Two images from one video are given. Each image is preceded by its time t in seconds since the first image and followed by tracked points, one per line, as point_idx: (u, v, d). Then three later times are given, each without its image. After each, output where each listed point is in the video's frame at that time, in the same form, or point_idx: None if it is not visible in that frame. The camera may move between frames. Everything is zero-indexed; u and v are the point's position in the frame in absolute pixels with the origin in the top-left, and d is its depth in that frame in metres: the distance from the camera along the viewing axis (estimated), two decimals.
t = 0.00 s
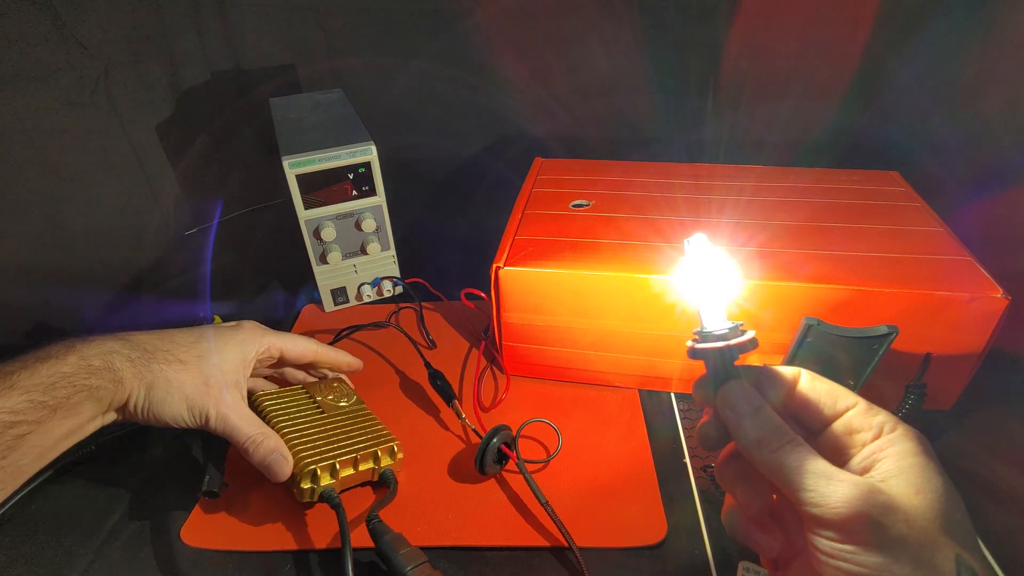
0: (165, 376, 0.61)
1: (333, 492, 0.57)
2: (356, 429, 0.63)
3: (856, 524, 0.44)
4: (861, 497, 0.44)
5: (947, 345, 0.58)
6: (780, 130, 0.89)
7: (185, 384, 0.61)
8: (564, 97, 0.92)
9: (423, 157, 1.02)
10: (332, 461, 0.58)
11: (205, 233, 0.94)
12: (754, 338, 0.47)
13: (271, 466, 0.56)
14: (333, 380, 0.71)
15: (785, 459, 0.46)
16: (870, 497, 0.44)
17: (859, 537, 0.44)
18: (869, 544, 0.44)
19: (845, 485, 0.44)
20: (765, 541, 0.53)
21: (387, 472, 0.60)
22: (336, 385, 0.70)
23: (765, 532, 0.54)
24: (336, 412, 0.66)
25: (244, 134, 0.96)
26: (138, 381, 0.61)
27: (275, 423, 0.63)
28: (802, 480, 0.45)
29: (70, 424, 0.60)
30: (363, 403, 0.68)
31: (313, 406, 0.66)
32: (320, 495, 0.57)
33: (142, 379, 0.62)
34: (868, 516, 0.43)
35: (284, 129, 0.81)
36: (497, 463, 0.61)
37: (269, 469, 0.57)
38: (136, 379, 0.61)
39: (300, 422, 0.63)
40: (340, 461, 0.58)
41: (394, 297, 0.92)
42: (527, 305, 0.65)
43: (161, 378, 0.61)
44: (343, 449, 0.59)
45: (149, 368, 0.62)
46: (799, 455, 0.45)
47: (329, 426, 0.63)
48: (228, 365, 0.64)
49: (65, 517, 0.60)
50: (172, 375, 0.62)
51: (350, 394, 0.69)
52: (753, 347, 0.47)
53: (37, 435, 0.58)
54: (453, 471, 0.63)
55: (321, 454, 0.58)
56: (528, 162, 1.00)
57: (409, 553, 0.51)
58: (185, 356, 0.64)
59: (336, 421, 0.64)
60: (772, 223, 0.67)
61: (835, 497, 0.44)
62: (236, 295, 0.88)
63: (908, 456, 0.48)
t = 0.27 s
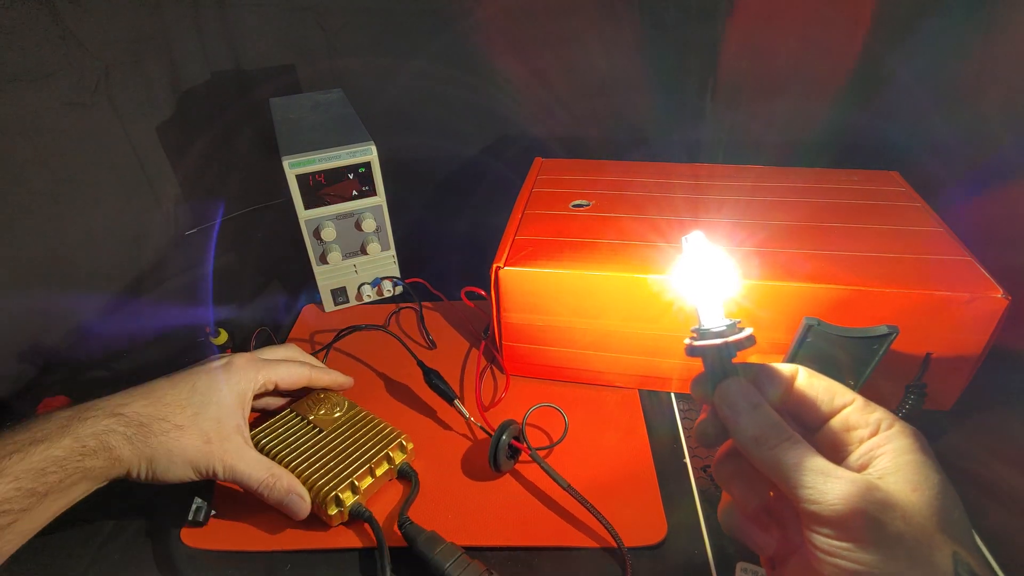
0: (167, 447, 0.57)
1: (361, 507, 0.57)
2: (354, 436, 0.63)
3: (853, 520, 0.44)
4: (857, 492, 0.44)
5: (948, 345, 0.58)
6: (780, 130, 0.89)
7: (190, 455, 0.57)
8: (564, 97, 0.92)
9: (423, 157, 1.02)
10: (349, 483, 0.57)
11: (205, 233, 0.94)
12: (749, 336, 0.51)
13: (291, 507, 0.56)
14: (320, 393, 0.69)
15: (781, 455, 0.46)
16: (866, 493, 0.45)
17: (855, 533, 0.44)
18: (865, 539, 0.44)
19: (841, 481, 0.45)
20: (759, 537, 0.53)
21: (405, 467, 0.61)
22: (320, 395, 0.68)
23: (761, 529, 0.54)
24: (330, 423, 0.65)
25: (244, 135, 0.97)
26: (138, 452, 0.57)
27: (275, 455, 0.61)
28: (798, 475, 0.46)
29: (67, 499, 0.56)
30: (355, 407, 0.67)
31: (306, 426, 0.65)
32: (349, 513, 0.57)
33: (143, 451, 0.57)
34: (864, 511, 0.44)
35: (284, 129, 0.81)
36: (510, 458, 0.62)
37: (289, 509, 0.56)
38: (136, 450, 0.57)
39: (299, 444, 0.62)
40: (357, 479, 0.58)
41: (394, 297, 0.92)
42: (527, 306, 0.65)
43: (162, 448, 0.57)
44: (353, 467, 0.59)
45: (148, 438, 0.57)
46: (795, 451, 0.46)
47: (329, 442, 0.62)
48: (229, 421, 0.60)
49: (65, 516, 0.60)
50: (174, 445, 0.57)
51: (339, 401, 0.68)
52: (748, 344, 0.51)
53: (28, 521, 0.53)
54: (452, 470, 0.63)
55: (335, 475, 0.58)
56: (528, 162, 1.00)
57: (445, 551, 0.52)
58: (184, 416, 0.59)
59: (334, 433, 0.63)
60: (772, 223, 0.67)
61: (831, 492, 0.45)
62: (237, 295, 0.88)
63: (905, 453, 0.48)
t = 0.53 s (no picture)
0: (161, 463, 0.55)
1: (360, 512, 0.57)
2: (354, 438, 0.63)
3: (849, 500, 0.45)
4: (855, 473, 0.45)
5: (947, 345, 0.58)
6: (780, 130, 0.89)
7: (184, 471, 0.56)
8: (563, 97, 0.92)
9: (422, 157, 1.02)
10: (345, 488, 0.57)
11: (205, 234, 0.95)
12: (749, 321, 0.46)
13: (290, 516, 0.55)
14: (319, 394, 0.69)
15: (778, 437, 0.47)
16: (862, 472, 0.46)
17: (851, 512, 0.46)
18: (861, 517, 0.46)
19: (839, 462, 0.46)
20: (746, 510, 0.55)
21: (403, 468, 0.61)
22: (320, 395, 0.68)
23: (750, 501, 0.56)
24: (328, 425, 0.65)
25: (246, 136, 0.98)
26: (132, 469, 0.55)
27: (273, 457, 0.61)
28: (795, 457, 0.47)
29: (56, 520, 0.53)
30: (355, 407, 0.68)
31: (303, 429, 0.65)
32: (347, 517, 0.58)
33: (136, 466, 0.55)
34: (861, 490, 0.45)
35: (284, 129, 0.81)
36: (511, 458, 0.62)
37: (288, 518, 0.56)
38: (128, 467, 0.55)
39: (297, 447, 0.62)
40: (352, 484, 0.58)
41: (394, 297, 0.92)
42: (527, 306, 0.65)
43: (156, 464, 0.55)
44: (348, 471, 0.59)
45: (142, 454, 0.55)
46: (793, 434, 0.47)
47: (327, 445, 0.62)
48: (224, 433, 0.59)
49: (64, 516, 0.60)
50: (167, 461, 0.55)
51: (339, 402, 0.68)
52: (749, 327, 0.46)
53: (16, 545, 0.51)
54: (453, 469, 0.63)
55: (331, 479, 0.58)
56: (529, 162, 1.00)
57: (443, 554, 0.52)
58: (179, 430, 0.57)
59: (332, 435, 0.64)
60: (773, 223, 0.67)
61: (828, 473, 0.46)
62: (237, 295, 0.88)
63: (895, 430, 0.49)
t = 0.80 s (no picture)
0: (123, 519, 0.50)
1: (355, 513, 0.58)
2: (352, 439, 0.63)
3: (811, 491, 0.45)
4: (814, 464, 0.45)
5: (948, 345, 0.58)
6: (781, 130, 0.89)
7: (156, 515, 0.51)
8: (564, 97, 0.92)
9: (423, 157, 1.02)
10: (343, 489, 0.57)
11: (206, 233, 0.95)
12: (703, 322, 0.45)
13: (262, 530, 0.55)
14: (320, 394, 0.68)
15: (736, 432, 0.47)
16: (822, 462, 0.45)
17: (812, 502, 0.45)
18: (824, 508, 0.45)
19: (799, 455, 0.45)
20: (723, 504, 0.54)
21: (400, 471, 0.61)
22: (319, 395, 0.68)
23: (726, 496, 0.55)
24: (327, 426, 0.65)
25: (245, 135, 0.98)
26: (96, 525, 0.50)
27: (271, 456, 0.61)
28: (754, 452, 0.46)
29: None
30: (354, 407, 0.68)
31: (302, 429, 0.65)
32: (346, 518, 0.58)
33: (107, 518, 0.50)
34: (821, 480, 0.45)
35: (284, 129, 0.81)
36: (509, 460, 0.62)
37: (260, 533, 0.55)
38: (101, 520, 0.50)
39: (296, 446, 0.62)
40: (350, 486, 0.58)
41: (394, 297, 0.92)
42: (527, 306, 0.65)
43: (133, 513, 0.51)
44: (347, 471, 0.59)
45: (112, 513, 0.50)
46: (751, 429, 0.46)
47: (326, 446, 0.62)
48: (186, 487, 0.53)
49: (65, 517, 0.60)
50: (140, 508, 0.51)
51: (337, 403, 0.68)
52: (701, 331, 0.46)
53: None
54: (452, 469, 0.64)
55: (329, 480, 0.58)
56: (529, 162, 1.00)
57: (442, 555, 0.53)
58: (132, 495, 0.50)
59: (331, 435, 0.64)
60: (774, 224, 0.66)
61: (787, 466, 0.45)
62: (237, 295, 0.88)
63: (854, 414, 0.49)
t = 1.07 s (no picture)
0: None
1: (355, 513, 0.58)
2: (352, 438, 0.63)
3: (773, 520, 0.47)
4: (780, 495, 0.46)
5: (949, 344, 0.58)
6: (780, 129, 0.89)
7: None
8: (564, 97, 0.92)
9: (423, 157, 1.02)
10: (343, 489, 0.57)
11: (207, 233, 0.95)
12: (685, 345, 0.48)
13: None
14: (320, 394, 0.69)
15: (713, 454, 0.48)
16: (792, 492, 0.46)
17: (775, 528, 0.47)
18: (785, 536, 0.47)
19: (767, 483, 0.47)
20: (730, 516, 0.54)
21: (400, 471, 0.61)
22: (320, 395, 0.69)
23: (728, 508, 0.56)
24: (328, 426, 0.65)
25: (243, 134, 0.99)
26: None
27: (272, 456, 0.61)
28: (727, 475, 0.48)
29: None
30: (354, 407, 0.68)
31: (303, 429, 0.65)
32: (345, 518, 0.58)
33: None
34: (786, 509, 0.46)
35: (285, 129, 0.81)
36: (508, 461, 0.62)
37: None
38: None
39: (297, 446, 0.62)
40: (350, 486, 0.58)
41: (394, 297, 0.92)
42: (527, 306, 0.65)
43: None
44: (347, 471, 0.59)
45: None
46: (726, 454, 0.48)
47: (326, 446, 0.62)
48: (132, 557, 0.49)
49: (66, 519, 0.61)
50: None
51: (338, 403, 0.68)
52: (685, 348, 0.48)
53: None
54: (452, 469, 0.64)
55: (329, 480, 0.58)
56: (528, 161, 1.00)
57: (442, 555, 0.53)
58: None
59: (331, 435, 0.64)
60: (774, 224, 0.66)
61: (755, 493, 0.47)
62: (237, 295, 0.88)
63: (839, 444, 0.48)
